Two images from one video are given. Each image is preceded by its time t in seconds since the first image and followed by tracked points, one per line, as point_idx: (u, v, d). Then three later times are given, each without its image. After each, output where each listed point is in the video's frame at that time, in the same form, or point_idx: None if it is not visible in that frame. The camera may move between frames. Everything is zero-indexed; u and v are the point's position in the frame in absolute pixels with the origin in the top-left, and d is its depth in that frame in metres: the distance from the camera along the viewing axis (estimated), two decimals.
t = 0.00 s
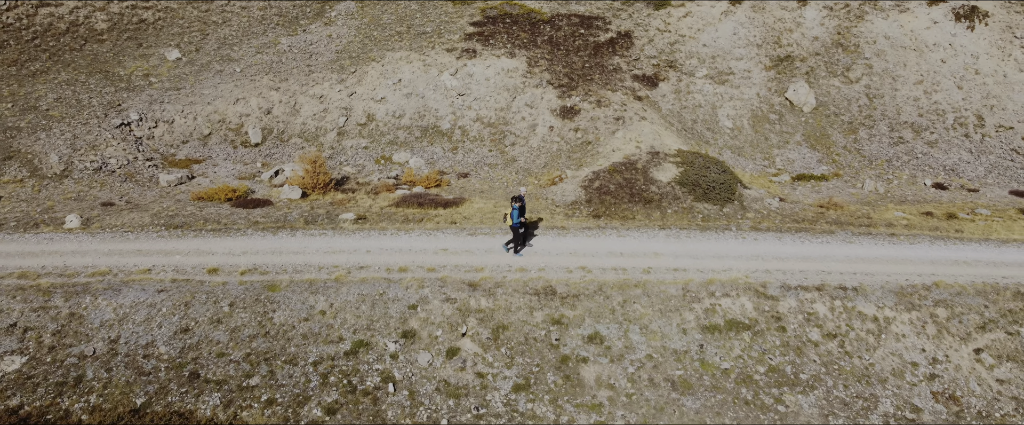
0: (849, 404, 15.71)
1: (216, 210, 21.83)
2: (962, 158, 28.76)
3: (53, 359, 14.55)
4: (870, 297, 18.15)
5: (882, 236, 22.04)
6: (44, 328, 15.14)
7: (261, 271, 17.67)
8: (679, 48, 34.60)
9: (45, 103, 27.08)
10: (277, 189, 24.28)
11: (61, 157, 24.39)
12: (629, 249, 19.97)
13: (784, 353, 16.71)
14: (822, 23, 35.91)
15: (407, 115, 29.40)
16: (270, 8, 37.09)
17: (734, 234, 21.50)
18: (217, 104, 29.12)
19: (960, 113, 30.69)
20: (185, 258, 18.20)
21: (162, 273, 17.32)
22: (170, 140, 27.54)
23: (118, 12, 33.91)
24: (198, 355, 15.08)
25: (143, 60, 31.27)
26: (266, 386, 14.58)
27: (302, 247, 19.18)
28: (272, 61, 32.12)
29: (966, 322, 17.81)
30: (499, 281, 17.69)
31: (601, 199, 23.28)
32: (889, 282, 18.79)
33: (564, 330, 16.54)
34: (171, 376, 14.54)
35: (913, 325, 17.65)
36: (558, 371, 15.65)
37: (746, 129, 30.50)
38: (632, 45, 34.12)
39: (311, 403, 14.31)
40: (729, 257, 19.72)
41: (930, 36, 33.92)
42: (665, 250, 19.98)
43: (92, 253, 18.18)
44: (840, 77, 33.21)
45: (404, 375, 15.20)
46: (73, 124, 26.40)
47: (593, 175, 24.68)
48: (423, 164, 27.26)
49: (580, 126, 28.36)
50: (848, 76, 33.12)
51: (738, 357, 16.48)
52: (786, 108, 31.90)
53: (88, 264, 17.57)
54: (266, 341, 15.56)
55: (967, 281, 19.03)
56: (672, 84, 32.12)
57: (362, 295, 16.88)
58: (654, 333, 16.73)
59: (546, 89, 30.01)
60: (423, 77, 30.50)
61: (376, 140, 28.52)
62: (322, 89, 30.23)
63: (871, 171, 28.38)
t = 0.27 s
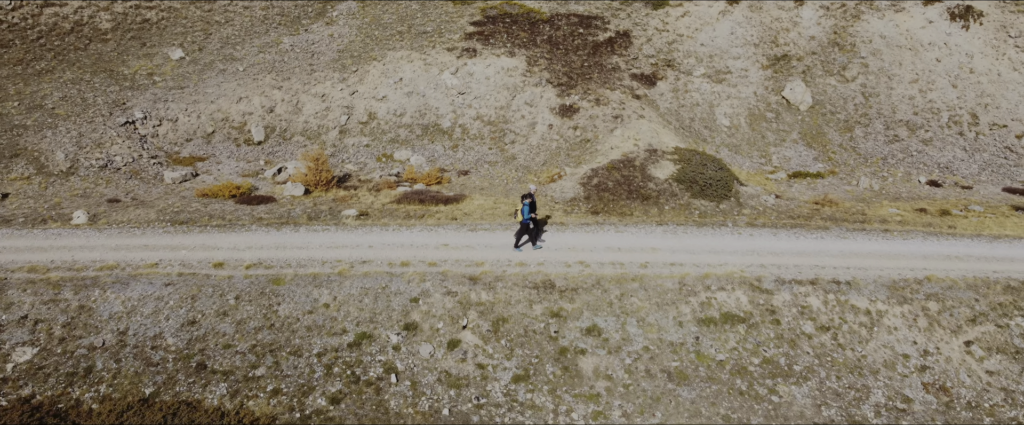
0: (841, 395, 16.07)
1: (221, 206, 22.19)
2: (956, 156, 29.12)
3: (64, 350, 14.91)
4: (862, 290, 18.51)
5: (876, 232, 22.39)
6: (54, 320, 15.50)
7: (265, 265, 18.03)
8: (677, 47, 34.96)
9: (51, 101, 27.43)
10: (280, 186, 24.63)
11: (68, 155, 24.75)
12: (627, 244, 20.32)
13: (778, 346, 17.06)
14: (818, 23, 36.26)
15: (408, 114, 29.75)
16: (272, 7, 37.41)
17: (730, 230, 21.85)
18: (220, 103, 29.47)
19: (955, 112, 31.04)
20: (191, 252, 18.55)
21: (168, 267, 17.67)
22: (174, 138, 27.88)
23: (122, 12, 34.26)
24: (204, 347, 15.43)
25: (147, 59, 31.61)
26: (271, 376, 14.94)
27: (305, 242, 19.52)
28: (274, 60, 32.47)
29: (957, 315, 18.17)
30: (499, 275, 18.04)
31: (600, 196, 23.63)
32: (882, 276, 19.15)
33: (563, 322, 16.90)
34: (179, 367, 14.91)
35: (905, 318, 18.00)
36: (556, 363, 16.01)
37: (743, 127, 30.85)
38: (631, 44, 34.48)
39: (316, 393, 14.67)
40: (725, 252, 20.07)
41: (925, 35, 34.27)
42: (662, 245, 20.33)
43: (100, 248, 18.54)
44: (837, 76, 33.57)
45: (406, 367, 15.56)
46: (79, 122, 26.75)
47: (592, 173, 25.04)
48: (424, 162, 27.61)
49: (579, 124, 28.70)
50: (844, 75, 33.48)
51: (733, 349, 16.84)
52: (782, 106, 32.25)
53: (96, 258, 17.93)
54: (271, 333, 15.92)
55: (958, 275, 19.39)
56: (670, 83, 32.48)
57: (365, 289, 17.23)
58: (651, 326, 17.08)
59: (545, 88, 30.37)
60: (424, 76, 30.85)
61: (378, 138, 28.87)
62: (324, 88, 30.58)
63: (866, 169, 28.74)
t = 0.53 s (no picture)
0: (832, 384, 16.50)
1: (226, 202, 22.62)
2: (949, 154, 29.56)
3: (76, 340, 15.34)
4: (854, 283, 18.96)
5: (869, 228, 22.84)
6: (66, 312, 15.93)
7: (271, 259, 18.47)
8: (674, 47, 35.41)
9: (58, 100, 27.86)
10: (284, 183, 25.07)
11: (75, 152, 25.18)
12: (624, 239, 20.76)
13: (771, 337, 17.50)
14: (814, 23, 36.71)
15: (409, 112, 30.19)
16: (275, 7, 37.84)
17: (725, 225, 22.29)
18: (224, 101, 29.91)
19: (948, 110, 31.48)
20: (199, 246, 18.99)
21: (177, 261, 18.12)
22: (179, 136, 28.30)
23: (127, 12, 34.71)
24: (212, 337, 15.86)
25: (152, 58, 32.04)
26: (278, 366, 15.38)
27: (310, 237, 19.96)
28: (277, 60, 32.91)
29: (946, 307, 18.61)
30: (499, 268, 18.49)
31: (598, 193, 24.06)
32: (873, 270, 19.61)
33: (561, 314, 17.33)
34: (188, 356, 15.34)
35: (895, 311, 18.43)
36: (555, 353, 16.45)
37: (739, 125, 31.30)
38: (629, 44, 34.95)
39: (321, 381, 15.12)
40: (720, 246, 20.51)
41: (919, 35, 34.73)
42: (659, 240, 20.77)
43: (109, 243, 18.97)
44: (832, 75, 34.03)
45: (409, 356, 16.01)
46: (86, 120, 27.19)
47: (590, 170, 25.48)
48: (425, 159, 28.05)
49: (578, 122, 29.14)
50: (839, 75, 33.94)
51: (727, 340, 17.28)
52: (778, 105, 32.70)
53: (106, 252, 18.36)
54: (277, 324, 16.35)
55: (947, 269, 19.86)
56: (667, 82, 32.94)
57: (368, 281, 17.67)
58: (647, 318, 17.52)
59: (544, 87, 30.81)
60: (424, 75, 31.30)
61: (380, 136, 29.30)
62: (326, 87, 31.02)
63: (860, 167, 29.18)
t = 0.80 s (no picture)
0: (824, 375, 16.90)
1: (231, 199, 23.00)
2: (943, 152, 29.95)
3: (86, 332, 15.73)
4: (847, 277, 19.34)
5: (862, 224, 23.24)
6: (77, 304, 16.31)
7: (276, 253, 18.86)
8: (672, 46, 35.80)
9: (64, 99, 28.24)
10: (287, 180, 25.45)
11: (81, 150, 25.57)
12: (622, 235, 21.15)
13: (765, 329, 17.88)
14: (811, 22, 37.12)
15: (410, 111, 30.58)
16: (277, 7, 38.23)
17: (721, 221, 22.68)
18: (228, 100, 30.29)
19: (942, 109, 31.88)
20: (204, 241, 19.37)
21: (183, 255, 18.51)
22: (183, 134, 28.68)
23: (131, 12, 35.09)
24: (219, 329, 16.25)
25: (156, 58, 32.42)
26: (283, 357, 15.78)
27: (313, 232, 20.34)
28: (280, 59, 33.30)
29: (937, 301, 19.01)
30: (499, 262, 18.87)
31: (596, 190, 24.44)
32: (865, 264, 19.99)
33: (560, 307, 17.71)
34: (196, 347, 15.72)
35: (887, 304, 18.82)
36: (554, 345, 16.84)
37: (736, 123, 31.70)
38: (627, 43, 35.36)
39: (326, 372, 15.51)
40: (716, 241, 20.90)
41: (914, 35, 35.13)
42: (656, 235, 21.16)
43: (117, 238, 19.35)
44: (828, 74, 34.43)
45: (411, 348, 16.40)
46: (91, 119, 27.58)
47: (588, 167, 25.86)
48: (426, 157, 28.42)
49: (577, 120, 29.53)
50: (835, 74, 34.34)
51: (722, 332, 17.67)
52: (775, 104, 33.09)
53: (114, 247, 18.75)
54: (282, 317, 16.74)
55: (939, 264, 20.25)
56: (665, 81, 33.33)
57: (371, 275, 18.05)
58: (644, 310, 17.91)
59: (543, 86, 31.21)
60: (425, 74, 31.68)
61: (381, 134, 29.69)
62: (328, 86, 31.40)
63: (856, 164, 29.56)
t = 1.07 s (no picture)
0: (817, 367, 17.29)
1: (235, 196, 23.39)
2: (937, 150, 30.35)
3: (96, 324, 16.13)
4: (840, 272, 19.75)
5: (856, 220, 23.64)
6: (86, 297, 16.71)
7: (281, 248, 19.25)
8: (670, 46, 36.20)
9: (70, 98, 28.64)
10: (290, 178, 25.83)
11: (87, 148, 25.97)
12: (620, 230, 21.54)
13: (759, 322, 18.28)
14: (807, 22, 37.53)
15: (411, 110, 30.98)
16: (279, 7, 38.62)
17: (717, 218, 23.06)
18: (231, 99, 30.68)
19: (936, 107, 32.28)
20: (210, 237, 19.77)
21: (190, 250, 18.90)
22: (187, 132, 29.06)
23: (135, 12, 35.48)
24: (226, 321, 16.64)
25: (159, 57, 32.81)
26: (289, 348, 16.17)
27: (317, 228, 20.73)
28: (282, 59, 33.69)
29: (928, 294, 19.41)
30: (499, 257, 19.27)
31: (595, 187, 24.84)
32: (858, 259, 20.39)
33: (559, 300, 18.11)
34: (203, 339, 16.11)
35: (879, 298, 19.22)
36: (552, 337, 17.24)
37: (733, 122, 32.10)
38: (625, 43, 35.77)
39: (330, 363, 15.91)
40: (711, 237, 21.30)
41: (909, 34, 35.54)
42: (653, 231, 21.55)
43: (124, 233, 19.75)
44: (824, 73, 34.84)
45: (413, 340, 16.80)
46: (97, 117, 27.96)
47: (587, 165, 26.26)
48: (427, 155, 28.81)
49: (575, 119, 29.93)
50: (831, 73, 34.74)
51: (717, 325, 18.06)
52: (771, 103, 33.50)
53: (122, 242, 19.14)
54: (287, 310, 17.13)
55: (930, 259, 20.67)
56: (663, 80, 33.74)
57: (374, 269, 18.45)
58: (641, 304, 18.31)
59: (543, 85, 31.61)
60: (426, 74, 32.08)
61: (382, 133, 30.09)
62: (330, 85, 31.78)
63: (851, 162, 29.95)
